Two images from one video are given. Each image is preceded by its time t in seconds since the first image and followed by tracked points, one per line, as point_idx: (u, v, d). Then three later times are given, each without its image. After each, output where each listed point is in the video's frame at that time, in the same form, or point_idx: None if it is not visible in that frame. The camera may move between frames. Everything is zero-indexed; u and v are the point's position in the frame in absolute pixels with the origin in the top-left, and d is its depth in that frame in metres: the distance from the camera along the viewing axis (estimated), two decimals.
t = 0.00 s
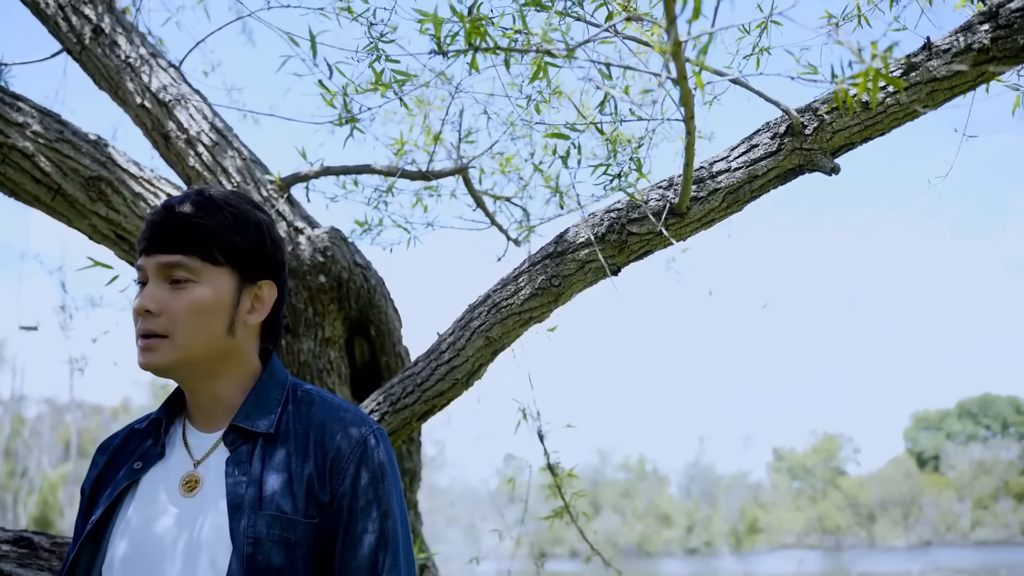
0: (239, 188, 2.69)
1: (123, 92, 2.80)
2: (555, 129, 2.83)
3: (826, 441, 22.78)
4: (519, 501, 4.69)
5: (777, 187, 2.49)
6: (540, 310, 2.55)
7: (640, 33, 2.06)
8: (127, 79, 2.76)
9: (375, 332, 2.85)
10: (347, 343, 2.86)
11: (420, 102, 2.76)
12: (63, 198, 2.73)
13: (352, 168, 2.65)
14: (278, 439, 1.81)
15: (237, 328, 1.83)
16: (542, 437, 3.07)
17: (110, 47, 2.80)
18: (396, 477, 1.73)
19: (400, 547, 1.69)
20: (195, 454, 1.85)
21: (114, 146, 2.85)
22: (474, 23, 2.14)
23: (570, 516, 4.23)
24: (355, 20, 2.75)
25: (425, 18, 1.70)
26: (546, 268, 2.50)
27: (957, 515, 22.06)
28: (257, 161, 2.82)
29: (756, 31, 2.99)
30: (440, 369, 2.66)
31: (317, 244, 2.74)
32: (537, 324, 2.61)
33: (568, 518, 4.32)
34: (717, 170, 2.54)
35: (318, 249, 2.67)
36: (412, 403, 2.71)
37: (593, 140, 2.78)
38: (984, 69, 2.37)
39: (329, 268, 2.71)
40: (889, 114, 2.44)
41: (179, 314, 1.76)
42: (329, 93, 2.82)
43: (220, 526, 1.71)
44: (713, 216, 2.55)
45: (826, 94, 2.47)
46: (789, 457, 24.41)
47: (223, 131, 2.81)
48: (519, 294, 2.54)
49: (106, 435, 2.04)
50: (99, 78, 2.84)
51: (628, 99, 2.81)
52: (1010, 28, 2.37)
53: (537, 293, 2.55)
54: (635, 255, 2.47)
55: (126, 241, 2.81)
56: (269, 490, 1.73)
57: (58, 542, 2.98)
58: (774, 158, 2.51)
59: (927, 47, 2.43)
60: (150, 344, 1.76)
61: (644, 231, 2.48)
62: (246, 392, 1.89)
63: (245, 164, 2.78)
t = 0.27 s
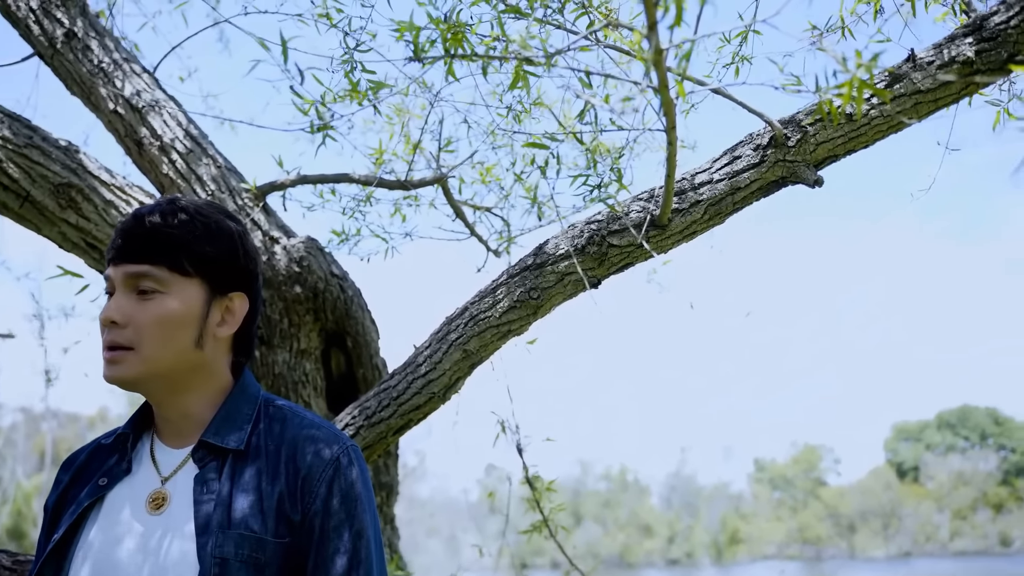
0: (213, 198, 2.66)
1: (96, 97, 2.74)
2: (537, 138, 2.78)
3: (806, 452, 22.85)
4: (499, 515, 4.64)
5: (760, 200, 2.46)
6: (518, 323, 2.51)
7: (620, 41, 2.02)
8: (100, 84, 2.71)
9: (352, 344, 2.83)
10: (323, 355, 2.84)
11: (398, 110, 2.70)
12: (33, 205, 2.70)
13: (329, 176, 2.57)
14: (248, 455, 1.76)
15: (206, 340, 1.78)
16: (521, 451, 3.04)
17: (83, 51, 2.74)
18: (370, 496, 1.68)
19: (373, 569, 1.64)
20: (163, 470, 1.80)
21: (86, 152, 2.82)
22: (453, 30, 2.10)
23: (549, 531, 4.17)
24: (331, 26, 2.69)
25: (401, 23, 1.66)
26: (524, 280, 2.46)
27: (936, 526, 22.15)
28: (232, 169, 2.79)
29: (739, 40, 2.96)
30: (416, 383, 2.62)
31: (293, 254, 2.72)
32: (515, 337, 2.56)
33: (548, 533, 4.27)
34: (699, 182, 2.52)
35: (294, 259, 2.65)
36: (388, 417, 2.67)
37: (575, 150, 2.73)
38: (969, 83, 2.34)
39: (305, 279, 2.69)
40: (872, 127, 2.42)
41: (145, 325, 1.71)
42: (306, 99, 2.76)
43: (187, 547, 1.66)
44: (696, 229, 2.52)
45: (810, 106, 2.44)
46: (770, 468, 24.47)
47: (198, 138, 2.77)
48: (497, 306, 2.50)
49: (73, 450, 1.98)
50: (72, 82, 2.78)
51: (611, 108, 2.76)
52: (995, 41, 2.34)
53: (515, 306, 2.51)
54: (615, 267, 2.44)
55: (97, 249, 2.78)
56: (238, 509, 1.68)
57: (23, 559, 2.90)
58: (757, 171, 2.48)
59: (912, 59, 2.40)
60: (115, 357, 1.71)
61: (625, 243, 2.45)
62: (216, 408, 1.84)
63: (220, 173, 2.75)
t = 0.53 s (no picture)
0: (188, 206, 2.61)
1: (68, 102, 2.69)
2: (518, 149, 2.75)
3: (785, 464, 22.91)
4: (479, 528, 4.58)
5: (742, 213, 2.44)
6: (496, 336, 2.48)
7: (602, 49, 1.99)
8: (73, 89, 2.66)
9: (328, 356, 2.79)
10: (299, 367, 2.80)
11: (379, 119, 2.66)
12: (2, 213, 2.66)
13: (306, 186, 2.51)
14: (220, 472, 1.72)
15: (177, 352, 1.73)
16: (500, 465, 3.00)
17: (56, 56, 2.69)
18: (344, 514, 1.64)
19: None
20: (131, 487, 1.75)
21: (58, 159, 2.78)
22: (430, 36, 2.06)
23: (529, 546, 4.11)
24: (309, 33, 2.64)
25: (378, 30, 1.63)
26: (503, 293, 2.43)
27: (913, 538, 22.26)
28: (207, 177, 2.74)
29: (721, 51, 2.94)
30: (392, 397, 2.59)
31: (269, 264, 2.68)
32: (493, 351, 2.53)
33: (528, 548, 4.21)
34: (681, 194, 2.49)
35: (270, 269, 2.62)
36: (363, 432, 2.63)
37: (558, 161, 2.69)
38: (952, 96, 2.32)
39: (281, 289, 2.65)
40: (855, 139, 2.40)
41: (113, 336, 1.67)
42: (284, 106, 2.71)
43: (156, 566, 1.61)
44: (677, 241, 2.50)
45: (792, 118, 2.42)
46: (749, 479, 24.51)
47: (173, 146, 2.73)
48: (476, 319, 2.47)
49: (40, 465, 1.93)
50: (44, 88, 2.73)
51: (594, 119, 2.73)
52: (978, 54, 2.32)
53: (493, 319, 2.48)
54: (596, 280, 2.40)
55: (68, 258, 2.74)
56: (209, 527, 1.64)
57: None
58: (739, 183, 2.46)
59: (895, 71, 2.38)
60: (82, 369, 1.66)
61: (605, 256, 2.42)
62: (189, 422, 1.79)
63: (195, 181, 2.71)
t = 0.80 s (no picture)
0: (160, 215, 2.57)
1: (40, 108, 2.64)
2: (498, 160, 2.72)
3: (764, 475, 22.95)
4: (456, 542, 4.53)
5: (721, 226, 2.42)
6: (472, 349, 2.44)
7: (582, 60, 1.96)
8: (44, 95, 2.61)
9: (303, 368, 2.76)
10: (273, 379, 2.76)
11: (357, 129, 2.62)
12: None
13: (282, 195, 2.47)
14: (189, 489, 1.68)
15: (145, 364, 1.69)
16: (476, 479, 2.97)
17: (28, 61, 2.64)
18: (316, 533, 1.61)
19: None
20: (98, 504, 1.70)
21: (28, 166, 2.74)
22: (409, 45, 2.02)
23: (507, 561, 4.05)
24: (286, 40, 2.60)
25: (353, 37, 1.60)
26: (479, 306, 2.40)
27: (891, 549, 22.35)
28: (181, 186, 2.70)
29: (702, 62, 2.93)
30: (366, 411, 2.55)
31: (243, 274, 2.65)
32: (469, 364, 2.50)
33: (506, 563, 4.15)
34: (660, 207, 2.48)
35: (243, 279, 2.58)
36: (336, 446, 2.59)
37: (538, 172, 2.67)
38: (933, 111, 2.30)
39: (254, 300, 2.62)
40: (836, 153, 2.39)
41: (79, 348, 1.62)
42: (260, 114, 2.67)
43: None
44: (656, 254, 2.48)
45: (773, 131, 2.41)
46: (729, 490, 24.55)
47: (146, 153, 2.68)
48: (451, 332, 2.44)
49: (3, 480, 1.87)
50: (15, 93, 2.68)
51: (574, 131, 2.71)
52: (958, 68, 2.30)
53: (469, 333, 2.45)
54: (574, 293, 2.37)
55: (36, 266, 2.69)
56: (176, 546, 1.59)
57: None
58: (718, 196, 2.45)
59: (875, 84, 2.37)
60: (46, 381, 1.61)
61: (583, 269, 2.38)
62: (158, 436, 1.74)
63: (169, 189, 2.66)
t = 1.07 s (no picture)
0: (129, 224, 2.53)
1: (7, 113, 2.59)
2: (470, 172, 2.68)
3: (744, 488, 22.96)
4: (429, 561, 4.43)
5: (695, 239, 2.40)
6: (443, 362, 2.42)
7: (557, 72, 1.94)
8: (11, 100, 2.55)
9: (273, 380, 2.72)
10: (241, 392, 2.72)
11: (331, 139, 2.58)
12: None
13: (253, 205, 2.43)
14: (152, 505, 1.63)
15: (107, 375, 1.64)
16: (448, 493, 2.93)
17: None
18: (283, 552, 1.57)
19: None
20: (58, 520, 1.65)
21: None
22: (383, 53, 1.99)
23: None
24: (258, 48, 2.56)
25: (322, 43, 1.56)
26: (450, 319, 2.37)
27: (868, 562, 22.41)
28: (151, 194, 2.66)
29: (678, 74, 2.91)
30: (335, 424, 2.52)
31: (213, 283, 2.61)
32: (440, 377, 2.47)
33: None
34: (635, 220, 2.46)
35: (213, 289, 2.55)
36: (306, 459, 2.55)
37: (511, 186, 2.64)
38: (908, 126, 2.29)
39: (224, 311, 2.58)
40: (811, 166, 2.37)
41: (38, 358, 1.57)
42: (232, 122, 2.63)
43: None
44: (630, 268, 2.45)
45: (748, 144, 2.40)
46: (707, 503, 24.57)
47: (115, 161, 2.64)
48: (422, 345, 2.41)
49: None
50: None
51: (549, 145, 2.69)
52: (934, 84, 2.27)
53: (440, 346, 2.42)
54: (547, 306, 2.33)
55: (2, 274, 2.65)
56: (138, 566, 1.55)
57: None
58: (693, 209, 2.43)
59: (851, 98, 2.35)
60: (4, 392, 1.57)
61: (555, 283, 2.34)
62: (122, 450, 1.69)
63: (138, 198, 2.62)
